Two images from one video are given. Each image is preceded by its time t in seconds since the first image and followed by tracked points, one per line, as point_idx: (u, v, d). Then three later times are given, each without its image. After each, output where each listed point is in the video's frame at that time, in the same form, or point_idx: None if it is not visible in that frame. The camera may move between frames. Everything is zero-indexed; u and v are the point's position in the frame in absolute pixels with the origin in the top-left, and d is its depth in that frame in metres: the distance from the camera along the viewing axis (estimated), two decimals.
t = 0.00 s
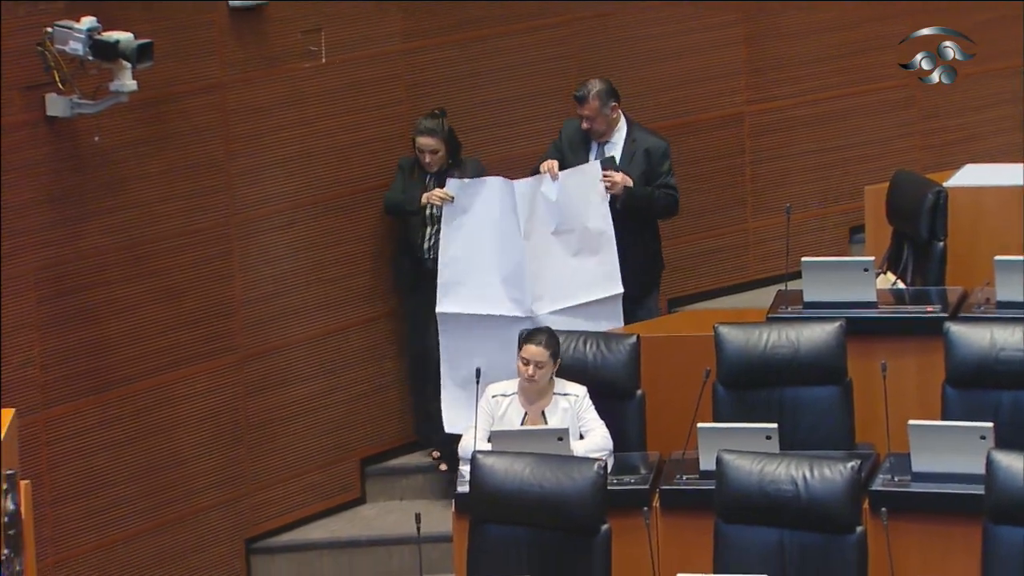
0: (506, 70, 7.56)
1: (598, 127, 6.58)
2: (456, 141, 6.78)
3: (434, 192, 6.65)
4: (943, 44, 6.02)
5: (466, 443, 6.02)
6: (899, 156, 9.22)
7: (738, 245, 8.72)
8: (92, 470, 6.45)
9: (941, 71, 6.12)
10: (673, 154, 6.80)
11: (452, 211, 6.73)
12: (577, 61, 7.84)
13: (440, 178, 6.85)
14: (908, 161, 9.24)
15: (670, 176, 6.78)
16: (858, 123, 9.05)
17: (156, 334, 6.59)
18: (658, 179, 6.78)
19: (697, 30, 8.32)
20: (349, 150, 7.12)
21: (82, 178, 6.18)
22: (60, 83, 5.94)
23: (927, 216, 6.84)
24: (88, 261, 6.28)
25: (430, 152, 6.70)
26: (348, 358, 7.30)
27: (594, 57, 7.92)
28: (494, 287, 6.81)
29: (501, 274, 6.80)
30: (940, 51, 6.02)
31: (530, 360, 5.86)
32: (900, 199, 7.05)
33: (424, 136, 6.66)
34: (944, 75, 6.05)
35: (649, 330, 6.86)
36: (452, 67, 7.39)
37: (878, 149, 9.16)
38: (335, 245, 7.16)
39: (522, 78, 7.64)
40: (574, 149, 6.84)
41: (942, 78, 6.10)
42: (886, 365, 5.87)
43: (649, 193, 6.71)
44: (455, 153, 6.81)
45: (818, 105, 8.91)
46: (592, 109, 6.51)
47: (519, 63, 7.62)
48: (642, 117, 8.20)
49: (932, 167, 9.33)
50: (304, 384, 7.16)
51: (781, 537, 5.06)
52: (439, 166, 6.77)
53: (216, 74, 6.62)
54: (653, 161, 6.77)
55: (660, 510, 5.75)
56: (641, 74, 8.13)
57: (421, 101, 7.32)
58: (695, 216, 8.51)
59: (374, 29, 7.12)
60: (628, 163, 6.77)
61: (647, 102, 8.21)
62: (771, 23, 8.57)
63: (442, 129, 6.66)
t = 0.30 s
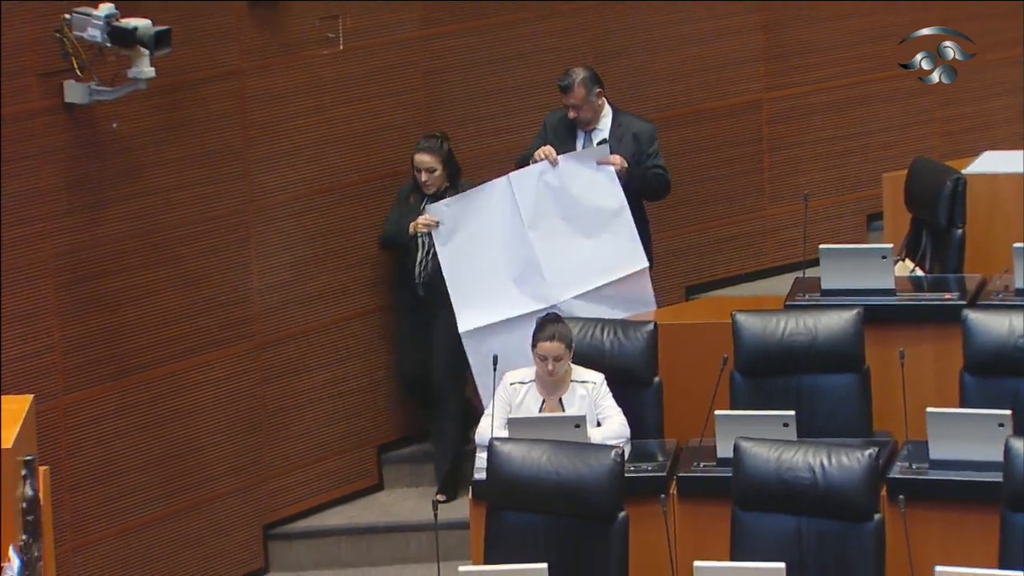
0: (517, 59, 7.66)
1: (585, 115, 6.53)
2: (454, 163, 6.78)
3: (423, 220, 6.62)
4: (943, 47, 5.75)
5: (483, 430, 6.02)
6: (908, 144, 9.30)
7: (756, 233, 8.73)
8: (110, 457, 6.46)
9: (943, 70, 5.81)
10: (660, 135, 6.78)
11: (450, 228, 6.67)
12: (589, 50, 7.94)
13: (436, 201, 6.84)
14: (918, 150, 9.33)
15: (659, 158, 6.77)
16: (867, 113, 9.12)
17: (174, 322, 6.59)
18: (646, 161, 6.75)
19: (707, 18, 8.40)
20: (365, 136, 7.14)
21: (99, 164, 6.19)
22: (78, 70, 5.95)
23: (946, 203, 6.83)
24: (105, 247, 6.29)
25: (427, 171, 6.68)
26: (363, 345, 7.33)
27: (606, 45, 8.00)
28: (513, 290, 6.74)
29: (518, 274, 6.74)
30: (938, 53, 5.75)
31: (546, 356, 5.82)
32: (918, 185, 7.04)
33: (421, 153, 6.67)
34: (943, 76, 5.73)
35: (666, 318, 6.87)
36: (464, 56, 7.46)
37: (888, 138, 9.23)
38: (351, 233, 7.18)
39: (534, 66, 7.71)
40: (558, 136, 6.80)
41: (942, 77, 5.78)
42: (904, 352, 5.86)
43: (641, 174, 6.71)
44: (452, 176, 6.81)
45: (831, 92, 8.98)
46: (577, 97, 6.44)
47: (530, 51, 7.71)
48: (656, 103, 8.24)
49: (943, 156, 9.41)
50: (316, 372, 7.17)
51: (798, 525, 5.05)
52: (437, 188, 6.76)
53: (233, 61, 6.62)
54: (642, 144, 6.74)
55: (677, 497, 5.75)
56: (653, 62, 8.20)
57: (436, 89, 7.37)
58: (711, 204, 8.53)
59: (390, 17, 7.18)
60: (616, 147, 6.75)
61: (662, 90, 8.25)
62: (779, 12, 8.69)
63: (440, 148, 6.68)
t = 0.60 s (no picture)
0: (536, 44, 7.68)
1: (581, 107, 6.42)
2: (436, 153, 6.71)
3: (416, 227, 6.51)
4: (942, 46, 5.61)
5: (500, 416, 6.03)
6: (926, 130, 9.31)
7: (773, 219, 8.73)
8: (128, 442, 6.48)
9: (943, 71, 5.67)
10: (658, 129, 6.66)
11: (448, 233, 6.54)
12: (607, 35, 7.95)
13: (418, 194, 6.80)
14: (935, 136, 9.34)
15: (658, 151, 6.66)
16: (886, 99, 9.13)
17: (192, 307, 6.60)
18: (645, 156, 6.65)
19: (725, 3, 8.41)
20: (384, 123, 7.15)
21: (118, 150, 6.21)
22: (97, 55, 5.98)
23: (964, 189, 6.81)
24: (124, 232, 6.30)
25: (410, 163, 6.62)
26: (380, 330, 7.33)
27: (624, 31, 8.02)
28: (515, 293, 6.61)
29: (520, 277, 6.60)
30: (938, 52, 5.63)
31: (563, 345, 5.79)
32: (938, 172, 7.02)
33: (405, 145, 6.60)
34: (942, 75, 5.59)
35: (683, 305, 6.86)
36: (483, 42, 7.48)
37: (906, 125, 9.23)
38: (369, 220, 7.18)
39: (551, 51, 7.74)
40: (554, 134, 6.70)
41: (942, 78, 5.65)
42: (921, 338, 5.84)
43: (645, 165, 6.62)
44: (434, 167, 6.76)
45: (851, 78, 8.98)
46: (573, 88, 6.35)
47: (548, 36, 7.73)
48: (674, 89, 8.25)
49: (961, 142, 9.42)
50: (332, 358, 7.18)
51: (815, 510, 5.04)
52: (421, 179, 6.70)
53: (252, 46, 6.64)
54: (639, 138, 6.62)
55: (694, 484, 5.74)
56: (670, 48, 8.22)
57: (456, 75, 7.38)
58: (728, 191, 8.53)
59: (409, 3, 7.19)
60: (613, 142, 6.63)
61: (679, 75, 8.27)
62: None
63: (425, 140, 6.61)
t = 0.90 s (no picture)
0: (556, 32, 7.68)
1: (577, 119, 6.35)
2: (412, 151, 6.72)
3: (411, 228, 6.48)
4: (942, 45, 5.65)
5: (518, 403, 6.03)
6: (945, 119, 9.29)
7: (792, 207, 8.72)
8: (146, 429, 6.50)
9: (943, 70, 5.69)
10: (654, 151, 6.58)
11: (442, 241, 6.48)
12: (627, 21, 7.94)
13: (397, 193, 6.77)
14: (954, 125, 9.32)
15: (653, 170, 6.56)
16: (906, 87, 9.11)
17: (210, 295, 6.61)
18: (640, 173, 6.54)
19: None
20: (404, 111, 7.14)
21: (137, 137, 6.22)
22: (115, 42, 6.02)
23: (983, 176, 6.79)
24: (143, 219, 6.32)
25: (390, 158, 6.61)
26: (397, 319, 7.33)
27: (644, 18, 8.01)
28: (501, 306, 6.53)
29: (508, 290, 6.52)
30: (937, 53, 5.65)
31: (579, 334, 5.79)
32: (956, 160, 7.01)
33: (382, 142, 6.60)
34: (942, 76, 5.65)
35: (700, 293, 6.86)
36: (504, 29, 7.48)
37: (925, 113, 9.21)
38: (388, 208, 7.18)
39: (571, 37, 7.73)
40: (549, 144, 6.57)
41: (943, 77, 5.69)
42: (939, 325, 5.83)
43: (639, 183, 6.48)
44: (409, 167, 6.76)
45: (871, 65, 8.97)
46: (572, 98, 6.29)
47: (568, 23, 7.72)
48: (693, 76, 8.25)
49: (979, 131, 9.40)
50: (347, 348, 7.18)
51: (833, 498, 5.03)
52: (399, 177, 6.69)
53: (272, 34, 6.65)
54: (634, 156, 6.53)
55: (712, 471, 5.74)
56: (689, 35, 8.22)
57: (475, 61, 7.38)
58: (746, 178, 8.52)
59: None
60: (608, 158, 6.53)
61: (698, 62, 8.26)
62: None
63: (401, 135, 6.63)
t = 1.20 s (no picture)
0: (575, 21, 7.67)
1: (556, 121, 6.24)
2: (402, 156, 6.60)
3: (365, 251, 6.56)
4: (942, 45, 5.62)
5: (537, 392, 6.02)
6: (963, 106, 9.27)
7: (810, 195, 8.71)
8: (165, 416, 6.51)
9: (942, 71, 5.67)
10: (633, 147, 6.50)
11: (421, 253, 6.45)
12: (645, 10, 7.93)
13: (386, 199, 6.66)
14: (973, 112, 9.30)
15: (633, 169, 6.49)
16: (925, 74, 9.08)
17: (227, 283, 6.62)
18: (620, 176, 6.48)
19: None
20: (422, 99, 7.15)
21: (155, 125, 6.23)
22: (135, 28, 5.93)
23: (1003, 164, 6.74)
24: (162, 207, 6.33)
25: (381, 164, 6.49)
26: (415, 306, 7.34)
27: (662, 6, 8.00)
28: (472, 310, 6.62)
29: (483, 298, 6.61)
30: (937, 53, 5.63)
31: (596, 319, 5.78)
32: (977, 146, 6.96)
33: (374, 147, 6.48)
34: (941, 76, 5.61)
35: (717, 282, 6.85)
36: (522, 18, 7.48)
37: (944, 101, 9.20)
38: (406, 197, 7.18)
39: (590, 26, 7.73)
40: (528, 148, 6.50)
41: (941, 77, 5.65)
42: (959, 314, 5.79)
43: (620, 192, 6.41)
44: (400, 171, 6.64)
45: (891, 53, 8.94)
46: (551, 100, 6.16)
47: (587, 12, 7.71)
48: (711, 65, 8.23)
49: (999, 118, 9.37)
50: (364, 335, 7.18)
51: (851, 486, 5.02)
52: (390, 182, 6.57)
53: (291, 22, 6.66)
54: (614, 155, 6.45)
55: (729, 459, 5.73)
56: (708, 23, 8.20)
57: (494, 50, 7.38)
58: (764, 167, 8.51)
59: None
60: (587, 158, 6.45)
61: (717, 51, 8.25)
62: None
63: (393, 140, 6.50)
